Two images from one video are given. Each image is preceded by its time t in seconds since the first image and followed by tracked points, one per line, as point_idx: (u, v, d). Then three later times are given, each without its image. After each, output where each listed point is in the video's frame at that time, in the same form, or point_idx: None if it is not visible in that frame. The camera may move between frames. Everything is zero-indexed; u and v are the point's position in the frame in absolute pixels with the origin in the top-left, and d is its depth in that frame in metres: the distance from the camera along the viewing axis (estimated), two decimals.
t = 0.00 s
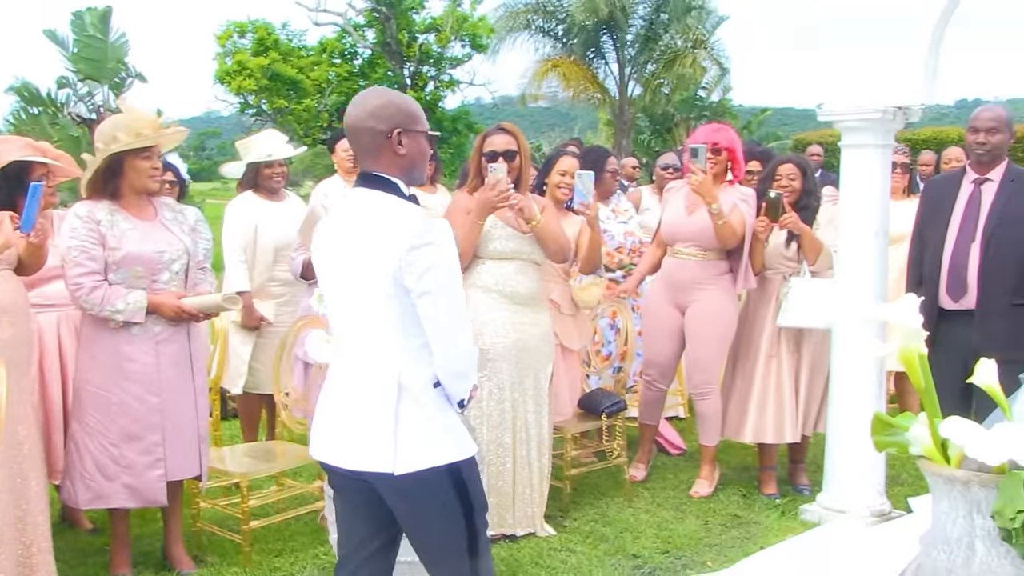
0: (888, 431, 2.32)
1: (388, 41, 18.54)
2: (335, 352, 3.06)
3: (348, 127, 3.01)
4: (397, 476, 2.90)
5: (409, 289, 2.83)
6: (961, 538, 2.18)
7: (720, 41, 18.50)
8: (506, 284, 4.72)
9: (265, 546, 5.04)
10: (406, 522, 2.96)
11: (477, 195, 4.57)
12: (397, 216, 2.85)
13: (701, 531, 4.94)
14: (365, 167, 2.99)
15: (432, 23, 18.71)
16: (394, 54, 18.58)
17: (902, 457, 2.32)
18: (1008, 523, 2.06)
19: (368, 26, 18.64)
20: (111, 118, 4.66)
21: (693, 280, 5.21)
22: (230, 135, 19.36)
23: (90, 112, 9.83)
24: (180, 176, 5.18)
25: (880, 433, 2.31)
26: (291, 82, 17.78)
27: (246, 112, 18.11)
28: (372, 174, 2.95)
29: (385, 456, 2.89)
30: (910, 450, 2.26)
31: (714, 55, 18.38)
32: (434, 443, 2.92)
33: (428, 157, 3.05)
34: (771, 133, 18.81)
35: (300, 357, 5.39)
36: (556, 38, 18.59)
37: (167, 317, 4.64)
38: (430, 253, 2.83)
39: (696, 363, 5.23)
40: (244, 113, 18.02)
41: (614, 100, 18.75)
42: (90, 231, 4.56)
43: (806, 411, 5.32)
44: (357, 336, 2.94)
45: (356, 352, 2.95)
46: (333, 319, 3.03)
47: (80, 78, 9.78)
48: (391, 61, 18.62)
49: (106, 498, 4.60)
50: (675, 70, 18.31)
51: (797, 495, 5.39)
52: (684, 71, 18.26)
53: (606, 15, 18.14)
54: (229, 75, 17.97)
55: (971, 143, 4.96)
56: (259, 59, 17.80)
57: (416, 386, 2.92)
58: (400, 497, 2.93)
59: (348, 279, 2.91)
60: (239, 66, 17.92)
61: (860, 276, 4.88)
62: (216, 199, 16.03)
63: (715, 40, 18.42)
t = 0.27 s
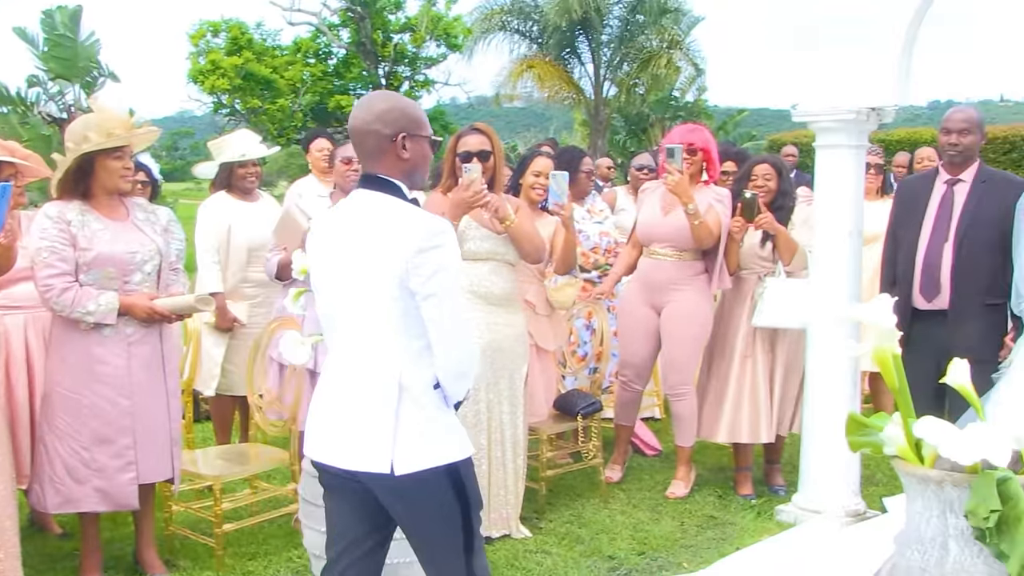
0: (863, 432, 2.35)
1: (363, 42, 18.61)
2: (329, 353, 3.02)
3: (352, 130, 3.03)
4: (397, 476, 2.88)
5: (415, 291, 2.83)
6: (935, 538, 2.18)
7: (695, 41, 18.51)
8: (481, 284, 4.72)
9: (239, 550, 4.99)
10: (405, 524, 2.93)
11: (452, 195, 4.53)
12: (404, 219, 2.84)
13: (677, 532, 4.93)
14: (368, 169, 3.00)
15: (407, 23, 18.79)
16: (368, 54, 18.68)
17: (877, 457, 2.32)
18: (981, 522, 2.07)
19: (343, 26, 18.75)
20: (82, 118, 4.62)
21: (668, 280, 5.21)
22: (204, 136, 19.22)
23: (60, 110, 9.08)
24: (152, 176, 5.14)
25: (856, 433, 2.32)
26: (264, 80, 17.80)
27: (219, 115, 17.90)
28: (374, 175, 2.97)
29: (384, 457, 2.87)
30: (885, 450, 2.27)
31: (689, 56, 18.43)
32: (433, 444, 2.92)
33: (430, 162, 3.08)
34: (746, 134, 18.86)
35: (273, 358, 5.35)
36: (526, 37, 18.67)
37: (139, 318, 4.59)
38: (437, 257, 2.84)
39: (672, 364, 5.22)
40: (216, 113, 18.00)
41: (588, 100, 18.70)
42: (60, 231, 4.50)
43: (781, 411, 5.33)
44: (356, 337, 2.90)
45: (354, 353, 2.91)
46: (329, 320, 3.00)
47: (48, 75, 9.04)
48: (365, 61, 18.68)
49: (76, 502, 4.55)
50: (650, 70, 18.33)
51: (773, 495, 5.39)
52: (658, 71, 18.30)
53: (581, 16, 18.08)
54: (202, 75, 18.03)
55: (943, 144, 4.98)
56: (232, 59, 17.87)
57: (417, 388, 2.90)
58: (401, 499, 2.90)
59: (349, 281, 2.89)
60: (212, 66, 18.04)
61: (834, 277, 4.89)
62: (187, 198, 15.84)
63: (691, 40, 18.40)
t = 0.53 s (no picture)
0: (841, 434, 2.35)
1: (333, 38, 18.12)
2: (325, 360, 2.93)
3: (358, 135, 2.95)
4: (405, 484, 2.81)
5: (424, 300, 2.77)
6: (915, 542, 2.10)
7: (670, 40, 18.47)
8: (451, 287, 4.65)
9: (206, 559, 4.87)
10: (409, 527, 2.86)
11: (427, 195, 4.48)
12: (413, 227, 2.78)
13: (654, 538, 4.85)
14: (371, 175, 2.92)
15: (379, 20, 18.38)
16: (339, 51, 18.14)
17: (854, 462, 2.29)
18: (960, 526, 1.99)
19: (312, 22, 18.14)
20: (44, 116, 4.49)
21: (645, 282, 5.13)
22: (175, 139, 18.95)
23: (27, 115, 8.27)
24: (118, 176, 5.02)
25: (834, 437, 2.28)
26: (233, 76, 17.08)
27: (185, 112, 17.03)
28: (380, 181, 2.89)
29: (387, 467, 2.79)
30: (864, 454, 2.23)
31: (666, 53, 18.31)
32: (438, 454, 2.85)
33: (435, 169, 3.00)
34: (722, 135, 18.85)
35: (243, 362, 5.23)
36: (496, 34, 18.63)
37: (104, 322, 4.47)
38: (448, 266, 2.79)
39: (649, 368, 5.14)
40: (183, 111, 17.08)
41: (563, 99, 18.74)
42: (22, 233, 4.37)
43: (758, 414, 5.26)
44: (359, 343, 2.81)
45: (356, 360, 2.82)
46: (327, 326, 2.90)
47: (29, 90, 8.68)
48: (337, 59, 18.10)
49: (37, 511, 4.42)
50: (627, 69, 18.27)
51: (751, 500, 5.32)
52: (635, 71, 18.17)
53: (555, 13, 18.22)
54: (169, 71, 17.16)
55: (922, 144, 4.93)
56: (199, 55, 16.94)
57: (423, 396, 2.83)
58: (408, 505, 2.83)
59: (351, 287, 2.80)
60: (179, 62, 17.09)
61: (813, 279, 4.83)
62: (156, 199, 15.58)
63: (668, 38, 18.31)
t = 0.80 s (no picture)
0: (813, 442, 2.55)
1: (293, 36, 16.79)
2: (338, 363, 2.87)
3: (374, 136, 2.92)
4: (422, 489, 2.77)
5: (447, 306, 2.74)
6: (889, 550, 2.37)
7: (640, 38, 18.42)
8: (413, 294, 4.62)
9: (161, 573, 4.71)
10: (417, 529, 2.83)
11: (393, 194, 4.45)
12: (437, 232, 2.74)
13: (624, 549, 4.74)
14: (387, 177, 2.89)
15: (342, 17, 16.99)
16: (299, 49, 16.85)
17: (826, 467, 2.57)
18: (934, 534, 2.25)
19: (272, 19, 16.83)
20: None
21: (614, 286, 5.02)
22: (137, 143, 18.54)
23: None
24: (69, 176, 4.85)
25: (805, 444, 2.54)
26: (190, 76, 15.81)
27: (139, 110, 15.96)
28: (396, 184, 2.86)
29: (405, 473, 2.75)
30: (836, 460, 2.50)
31: (636, 50, 18.16)
32: (454, 458, 2.82)
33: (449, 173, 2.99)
34: (693, 135, 18.83)
35: (200, 369, 5.07)
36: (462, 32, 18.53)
37: (54, 328, 4.30)
38: (472, 271, 2.75)
39: (617, 373, 5.03)
40: (138, 112, 15.92)
41: (532, 98, 18.86)
42: None
43: (729, 419, 5.15)
44: (376, 347, 2.77)
45: (373, 364, 2.78)
46: (342, 329, 2.85)
47: None
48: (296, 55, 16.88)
49: None
50: (596, 67, 18.13)
51: (722, 509, 5.21)
52: (604, 69, 18.02)
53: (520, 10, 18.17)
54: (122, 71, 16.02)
55: (895, 145, 4.85)
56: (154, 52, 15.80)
57: (441, 401, 2.81)
58: (421, 508, 2.80)
59: (370, 292, 2.76)
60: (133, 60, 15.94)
61: (784, 282, 4.72)
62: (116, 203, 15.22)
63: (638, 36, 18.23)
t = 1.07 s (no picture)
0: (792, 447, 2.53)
1: (265, 34, 16.61)
2: (355, 360, 2.99)
3: (388, 132, 3.00)
4: (435, 484, 2.92)
5: (462, 304, 2.86)
6: (867, 555, 2.33)
7: (618, 37, 18.37)
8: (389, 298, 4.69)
9: None
10: (425, 526, 2.98)
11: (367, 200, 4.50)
12: (453, 231, 2.84)
13: (601, 555, 4.68)
14: (399, 173, 2.98)
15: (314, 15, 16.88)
16: (271, 48, 16.69)
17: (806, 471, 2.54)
18: (913, 539, 2.22)
19: (243, 18, 16.66)
20: None
21: (591, 289, 4.96)
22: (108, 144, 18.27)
23: None
24: (36, 177, 4.76)
25: (785, 448, 2.52)
26: (158, 76, 15.58)
27: (108, 110, 15.68)
28: (409, 180, 2.95)
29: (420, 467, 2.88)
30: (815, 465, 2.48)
31: (612, 50, 18.32)
32: (466, 452, 2.97)
33: (460, 169, 3.06)
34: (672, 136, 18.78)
35: (169, 374, 4.98)
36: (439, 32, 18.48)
37: (20, 331, 4.21)
38: (486, 269, 2.86)
39: (594, 377, 4.97)
40: (107, 112, 15.61)
41: (508, 98, 18.83)
42: None
43: (707, 424, 5.10)
44: (391, 345, 2.90)
45: (388, 362, 2.91)
46: (359, 326, 2.95)
47: None
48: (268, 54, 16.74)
49: None
50: (573, 66, 18.19)
51: (700, 514, 5.16)
52: (582, 68, 18.10)
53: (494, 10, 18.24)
54: (92, 70, 15.78)
55: (874, 146, 4.81)
56: (123, 51, 15.59)
57: (454, 397, 2.95)
58: (432, 503, 2.96)
59: (387, 290, 2.86)
60: (101, 59, 15.72)
61: (762, 285, 4.67)
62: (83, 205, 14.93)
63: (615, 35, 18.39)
